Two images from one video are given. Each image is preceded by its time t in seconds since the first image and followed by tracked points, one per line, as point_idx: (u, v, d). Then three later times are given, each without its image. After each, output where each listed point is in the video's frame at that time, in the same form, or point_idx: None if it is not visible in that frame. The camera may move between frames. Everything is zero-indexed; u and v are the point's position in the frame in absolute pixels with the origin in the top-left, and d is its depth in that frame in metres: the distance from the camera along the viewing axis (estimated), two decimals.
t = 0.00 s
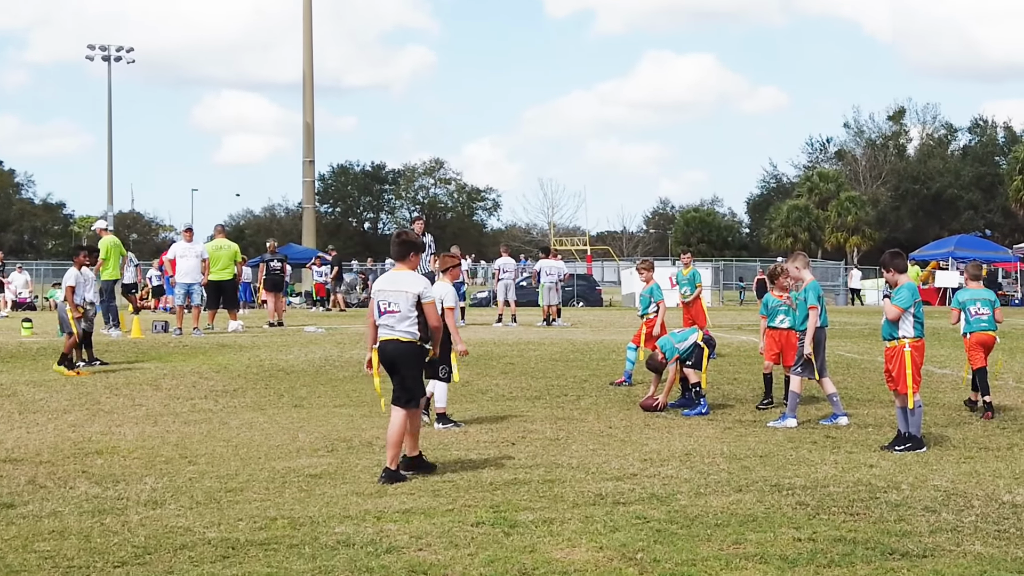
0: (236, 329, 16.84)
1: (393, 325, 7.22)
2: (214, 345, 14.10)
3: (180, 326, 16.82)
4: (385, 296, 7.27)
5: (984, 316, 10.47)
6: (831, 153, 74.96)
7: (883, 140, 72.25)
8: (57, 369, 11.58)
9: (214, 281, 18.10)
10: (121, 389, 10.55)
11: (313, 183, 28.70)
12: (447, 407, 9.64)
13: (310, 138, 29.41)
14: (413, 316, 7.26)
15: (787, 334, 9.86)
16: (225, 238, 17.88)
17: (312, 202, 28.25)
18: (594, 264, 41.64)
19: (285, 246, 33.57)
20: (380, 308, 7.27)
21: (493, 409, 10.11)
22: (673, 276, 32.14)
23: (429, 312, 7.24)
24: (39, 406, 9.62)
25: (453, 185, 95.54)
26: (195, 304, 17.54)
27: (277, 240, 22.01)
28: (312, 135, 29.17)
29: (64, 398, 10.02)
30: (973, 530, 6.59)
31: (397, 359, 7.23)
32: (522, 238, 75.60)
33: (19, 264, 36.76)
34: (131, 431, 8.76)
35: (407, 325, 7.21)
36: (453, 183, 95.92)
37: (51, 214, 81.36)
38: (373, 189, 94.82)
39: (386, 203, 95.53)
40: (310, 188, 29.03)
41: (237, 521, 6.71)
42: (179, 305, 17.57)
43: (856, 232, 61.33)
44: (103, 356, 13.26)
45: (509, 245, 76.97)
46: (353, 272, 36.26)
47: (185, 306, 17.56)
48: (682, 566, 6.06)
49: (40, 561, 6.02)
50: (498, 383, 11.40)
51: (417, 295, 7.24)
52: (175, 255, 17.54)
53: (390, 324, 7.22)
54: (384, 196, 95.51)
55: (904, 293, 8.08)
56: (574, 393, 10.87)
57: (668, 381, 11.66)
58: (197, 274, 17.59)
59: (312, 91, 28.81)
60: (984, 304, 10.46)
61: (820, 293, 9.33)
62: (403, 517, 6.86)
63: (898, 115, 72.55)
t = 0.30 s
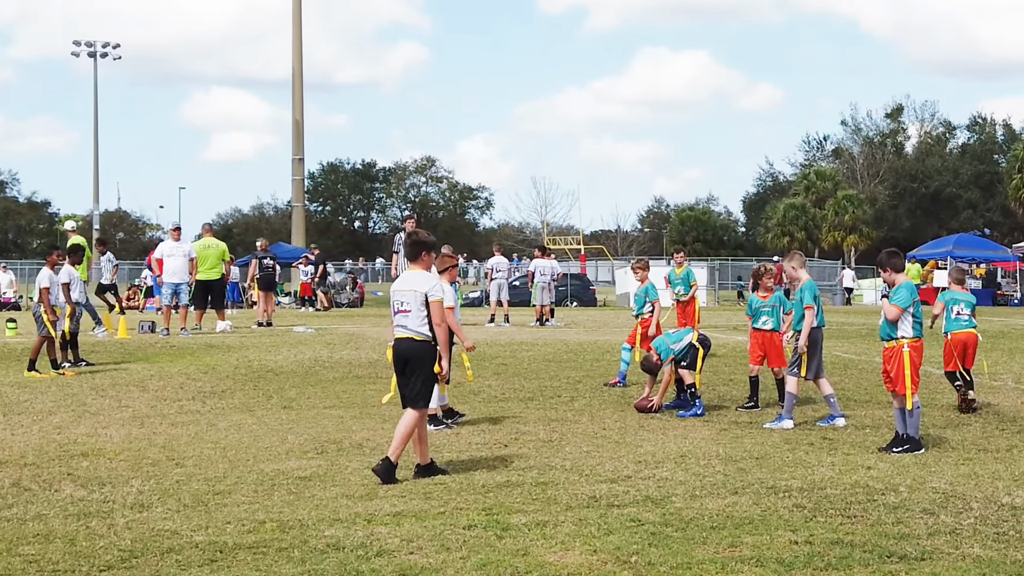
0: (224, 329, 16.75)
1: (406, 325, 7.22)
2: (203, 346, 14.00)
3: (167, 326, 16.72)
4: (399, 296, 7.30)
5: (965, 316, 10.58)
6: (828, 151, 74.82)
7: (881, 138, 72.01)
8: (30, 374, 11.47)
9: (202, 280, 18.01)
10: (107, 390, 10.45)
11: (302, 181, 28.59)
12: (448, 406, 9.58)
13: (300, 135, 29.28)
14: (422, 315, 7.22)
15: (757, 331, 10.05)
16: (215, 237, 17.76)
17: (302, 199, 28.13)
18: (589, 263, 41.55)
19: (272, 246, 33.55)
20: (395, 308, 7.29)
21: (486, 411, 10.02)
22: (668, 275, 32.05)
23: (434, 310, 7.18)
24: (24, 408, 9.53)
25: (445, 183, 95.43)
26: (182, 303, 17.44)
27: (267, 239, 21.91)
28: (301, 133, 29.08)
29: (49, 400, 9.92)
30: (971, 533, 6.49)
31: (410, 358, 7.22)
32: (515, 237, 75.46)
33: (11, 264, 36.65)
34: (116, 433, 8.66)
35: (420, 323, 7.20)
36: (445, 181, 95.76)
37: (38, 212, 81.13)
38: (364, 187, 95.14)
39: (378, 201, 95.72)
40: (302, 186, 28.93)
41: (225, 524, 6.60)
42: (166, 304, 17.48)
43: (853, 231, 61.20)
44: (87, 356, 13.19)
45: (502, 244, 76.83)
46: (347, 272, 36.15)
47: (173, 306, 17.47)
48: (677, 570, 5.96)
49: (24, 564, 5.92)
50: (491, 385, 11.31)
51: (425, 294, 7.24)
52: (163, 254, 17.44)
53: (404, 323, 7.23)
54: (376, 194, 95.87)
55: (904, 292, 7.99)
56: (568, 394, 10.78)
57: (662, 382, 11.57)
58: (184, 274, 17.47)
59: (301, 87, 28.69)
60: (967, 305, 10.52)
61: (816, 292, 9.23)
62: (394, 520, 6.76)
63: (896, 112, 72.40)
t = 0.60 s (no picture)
0: (212, 330, 16.65)
1: (423, 323, 7.33)
2: (191, 347, 13.87)
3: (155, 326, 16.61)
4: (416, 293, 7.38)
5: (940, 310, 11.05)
6: (825, 149, 74.70)
7: (879, 136, 71.74)
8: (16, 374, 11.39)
9: (190, 280, 17.93)
10: (94, 392, 10.35)
11: (292, 179, 28.47)
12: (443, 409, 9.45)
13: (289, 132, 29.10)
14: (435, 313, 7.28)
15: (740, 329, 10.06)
16: (201, 236, 17.69)
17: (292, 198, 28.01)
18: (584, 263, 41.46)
19: (261, 245, 33.44)
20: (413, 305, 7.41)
21: (479, 412, 9.92)
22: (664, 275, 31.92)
23: (443, 306, 7.20)
24: (9, 409, 9.43)
25: (435, 181, 95.33)
26: (169, 303, 17.35)
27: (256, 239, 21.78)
28: (291, 130, 28.96)
29: (35, 401, 9.82)
30: (971, 536, 6.40)
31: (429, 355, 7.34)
32: (509, 236, 75.29)
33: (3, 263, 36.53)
34: (103, 435, 8.56)
35: (433, 323, 7.29)
36: (435, 180, 95.54)
37: (23, 211, 80.74)
38: (354, 185, 95.13)
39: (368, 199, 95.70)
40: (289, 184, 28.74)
41: (213, 527, 6.50)
42: (154, 304, 17.40)
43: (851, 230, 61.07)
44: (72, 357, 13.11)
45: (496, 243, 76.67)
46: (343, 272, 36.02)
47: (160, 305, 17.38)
48: (672, 573, 5.85)
49: (7, 568, 5.81)
50: (484, 386, 11.21)
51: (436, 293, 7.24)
52: (150, 253, 17.40)
53: (421, 322, 7.33)
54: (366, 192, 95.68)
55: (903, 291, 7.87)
56: (563, 395, 10.69)
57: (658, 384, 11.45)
58: (172, 273, 17.36)
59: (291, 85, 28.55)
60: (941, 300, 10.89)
61: (812, 290, 9.13)
62: (385, 524, 6.66)
63: (894, 110, 72.27)
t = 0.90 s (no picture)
0: (202, 330, 16.57)
1: (451, 326, 7.29)
2: (179, 349, 13.73)
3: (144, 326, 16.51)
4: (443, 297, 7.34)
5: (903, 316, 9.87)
6: (824, 148, 74.59)
7: (878, 134, 71.54)
8: None
9: (179, 280, 17.85)
10: (80, 393, 10.26)
11: (282, 177, 28.36)
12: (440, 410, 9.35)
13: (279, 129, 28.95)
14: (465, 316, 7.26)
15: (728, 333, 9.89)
16: (189, 235, 17.62)
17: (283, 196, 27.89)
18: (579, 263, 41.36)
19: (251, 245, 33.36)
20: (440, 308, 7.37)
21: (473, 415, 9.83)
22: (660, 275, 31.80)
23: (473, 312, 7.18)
24: None
25: (429, 180, 95.31)
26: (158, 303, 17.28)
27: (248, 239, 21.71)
28: (282, 127, 28.86)
29: (21, 403, 9.72)
30: (971, 539, 6.31)
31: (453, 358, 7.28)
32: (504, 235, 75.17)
33: None
34: (90, 438, 8.47)
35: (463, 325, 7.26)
36: (429, 179, 95.50)
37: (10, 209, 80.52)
38: (346, 184, 94.22)
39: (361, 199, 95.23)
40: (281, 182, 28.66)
41: (202, 531, 6.40)
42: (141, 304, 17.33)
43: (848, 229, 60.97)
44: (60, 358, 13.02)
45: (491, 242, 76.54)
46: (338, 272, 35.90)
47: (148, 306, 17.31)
48: None
49: None
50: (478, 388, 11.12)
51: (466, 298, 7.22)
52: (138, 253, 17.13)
53: (449, 325, 7.29)
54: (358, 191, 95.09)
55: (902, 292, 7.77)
56: (558, 397, 10.60)
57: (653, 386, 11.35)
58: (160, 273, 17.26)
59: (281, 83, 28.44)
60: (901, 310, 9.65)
61: (810, 291, 9.03)
62: (377, 527, 6.56)
63: (893, 108, 72.13)
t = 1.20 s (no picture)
0: (190, 331, 16.49)
1: (474, 323, 7.31)
2: (169, 349, 13.61)
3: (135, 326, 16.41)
4: (468, 295, 7.37)
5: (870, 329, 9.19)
6: (822, 146, 74.40)
7: (878, 131, 70.41)
8: None
9: (169, 280, 17.76)
10: (69, 395, 10.16)
11: (273, 176, 28.21)
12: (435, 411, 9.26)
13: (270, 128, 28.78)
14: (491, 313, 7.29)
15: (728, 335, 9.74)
16: (178, 233, 17.50)
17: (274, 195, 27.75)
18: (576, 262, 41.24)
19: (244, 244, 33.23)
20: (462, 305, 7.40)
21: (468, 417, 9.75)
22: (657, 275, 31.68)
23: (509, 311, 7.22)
24: None
25: (421, 178, 95.07)
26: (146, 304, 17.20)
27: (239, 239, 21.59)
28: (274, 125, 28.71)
29: (8, 405, 9.62)
30: (972, 542, 6.21)
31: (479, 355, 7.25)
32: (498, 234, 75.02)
33: None
34: (78, 440, 8.37)
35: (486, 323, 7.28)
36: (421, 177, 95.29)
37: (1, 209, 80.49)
38: (338, 181, 94.57)
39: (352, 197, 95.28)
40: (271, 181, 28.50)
41: (191, 535, 6.30)
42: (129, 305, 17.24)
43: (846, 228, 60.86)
44: (51, 359, 12.92)
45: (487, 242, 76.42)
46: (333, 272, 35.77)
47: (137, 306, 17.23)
48: None
49: None
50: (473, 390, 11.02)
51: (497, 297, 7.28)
52: (125, 251, 17.17)
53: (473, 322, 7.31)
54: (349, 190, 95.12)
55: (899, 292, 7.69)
56: (553, 398, 10.51)
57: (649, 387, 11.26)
58: (149, 272, 17.26)
59: (271, 80, 28.27)
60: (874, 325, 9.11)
61: (807, 291, 8.94)
62: (369, 531, 6.46)
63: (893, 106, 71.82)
